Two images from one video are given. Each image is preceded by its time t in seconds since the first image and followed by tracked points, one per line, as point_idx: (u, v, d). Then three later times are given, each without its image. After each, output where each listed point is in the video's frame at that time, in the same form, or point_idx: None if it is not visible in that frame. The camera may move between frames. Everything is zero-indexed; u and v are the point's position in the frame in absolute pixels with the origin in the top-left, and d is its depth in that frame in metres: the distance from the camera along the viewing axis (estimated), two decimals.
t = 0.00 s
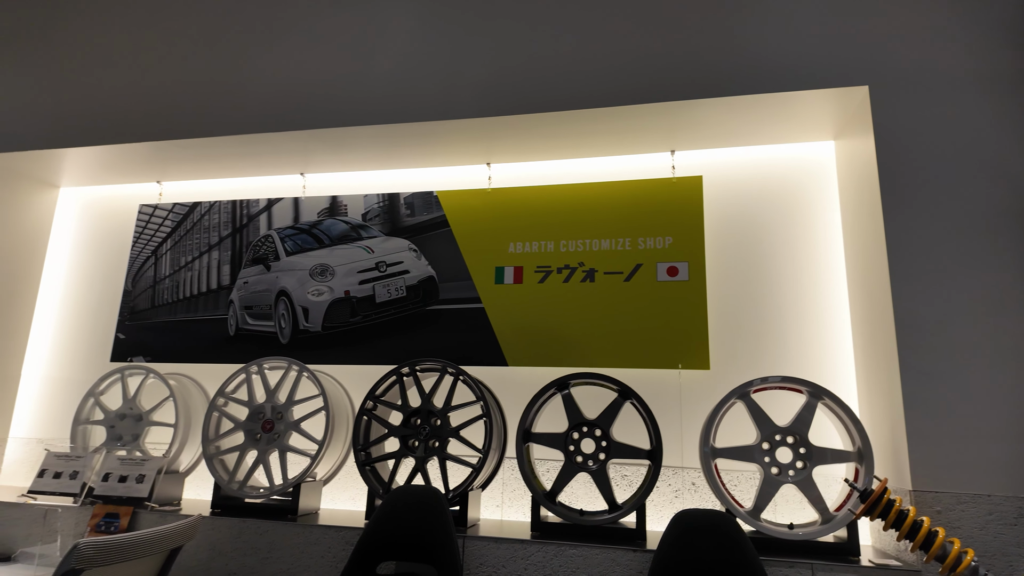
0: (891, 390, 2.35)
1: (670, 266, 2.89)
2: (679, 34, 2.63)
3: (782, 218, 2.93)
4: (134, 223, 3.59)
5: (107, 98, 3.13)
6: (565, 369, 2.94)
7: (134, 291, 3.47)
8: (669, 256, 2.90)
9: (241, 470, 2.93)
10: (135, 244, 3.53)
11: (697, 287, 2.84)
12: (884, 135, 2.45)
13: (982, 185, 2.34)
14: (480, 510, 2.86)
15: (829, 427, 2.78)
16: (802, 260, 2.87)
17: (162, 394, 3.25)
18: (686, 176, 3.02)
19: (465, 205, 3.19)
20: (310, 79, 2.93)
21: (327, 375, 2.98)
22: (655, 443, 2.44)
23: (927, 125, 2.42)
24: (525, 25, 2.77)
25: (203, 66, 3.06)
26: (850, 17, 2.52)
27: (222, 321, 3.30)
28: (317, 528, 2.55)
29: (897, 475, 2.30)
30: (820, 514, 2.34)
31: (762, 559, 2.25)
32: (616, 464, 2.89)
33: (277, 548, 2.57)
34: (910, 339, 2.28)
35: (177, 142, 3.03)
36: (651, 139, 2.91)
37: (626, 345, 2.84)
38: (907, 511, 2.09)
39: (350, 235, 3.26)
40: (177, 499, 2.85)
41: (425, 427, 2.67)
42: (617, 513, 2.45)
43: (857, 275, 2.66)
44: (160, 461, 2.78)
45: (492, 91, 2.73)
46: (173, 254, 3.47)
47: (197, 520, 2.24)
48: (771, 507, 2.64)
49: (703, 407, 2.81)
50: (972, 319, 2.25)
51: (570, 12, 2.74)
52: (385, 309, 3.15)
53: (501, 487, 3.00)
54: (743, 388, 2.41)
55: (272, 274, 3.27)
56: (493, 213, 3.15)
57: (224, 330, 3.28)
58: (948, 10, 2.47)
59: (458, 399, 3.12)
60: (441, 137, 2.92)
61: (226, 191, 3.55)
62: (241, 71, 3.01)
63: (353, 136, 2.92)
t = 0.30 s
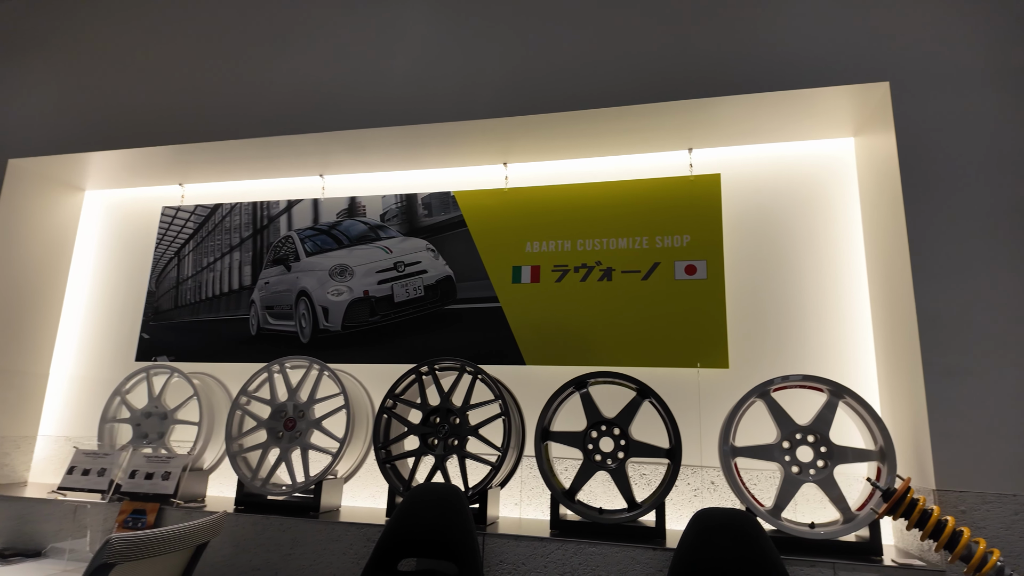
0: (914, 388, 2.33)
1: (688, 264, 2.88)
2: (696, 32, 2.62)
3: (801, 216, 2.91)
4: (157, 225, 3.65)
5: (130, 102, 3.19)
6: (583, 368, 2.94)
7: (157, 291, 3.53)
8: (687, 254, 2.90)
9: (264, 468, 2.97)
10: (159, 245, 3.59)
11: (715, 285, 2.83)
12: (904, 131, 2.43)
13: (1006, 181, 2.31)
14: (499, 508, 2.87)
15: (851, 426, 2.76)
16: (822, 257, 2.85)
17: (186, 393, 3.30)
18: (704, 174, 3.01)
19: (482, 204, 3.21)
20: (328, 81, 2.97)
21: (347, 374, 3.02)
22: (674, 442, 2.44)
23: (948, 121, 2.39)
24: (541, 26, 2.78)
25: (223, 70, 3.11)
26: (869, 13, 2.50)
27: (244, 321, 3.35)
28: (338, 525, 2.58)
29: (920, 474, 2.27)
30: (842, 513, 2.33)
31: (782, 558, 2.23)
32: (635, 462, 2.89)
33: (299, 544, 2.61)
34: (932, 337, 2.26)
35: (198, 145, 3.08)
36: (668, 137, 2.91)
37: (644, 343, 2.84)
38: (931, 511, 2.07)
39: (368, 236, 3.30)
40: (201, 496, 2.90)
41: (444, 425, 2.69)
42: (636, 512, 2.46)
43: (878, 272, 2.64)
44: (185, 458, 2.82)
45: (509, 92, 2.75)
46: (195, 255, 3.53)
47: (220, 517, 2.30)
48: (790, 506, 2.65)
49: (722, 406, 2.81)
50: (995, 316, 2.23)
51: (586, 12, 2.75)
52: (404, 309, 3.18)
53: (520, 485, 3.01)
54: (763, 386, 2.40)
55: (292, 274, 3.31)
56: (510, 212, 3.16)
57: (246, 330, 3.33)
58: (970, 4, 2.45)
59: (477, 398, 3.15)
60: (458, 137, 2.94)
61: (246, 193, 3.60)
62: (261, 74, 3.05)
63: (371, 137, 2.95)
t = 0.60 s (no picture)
0: (939, 387, 2.31)
1: (708, 263, 2.88)
2: (715, 31, 2.62)
3: (822, 214, 2.90)
4: (182, 227, 3.72)
5: (156, 107, 3.25)
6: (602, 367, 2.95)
7: (183, 292, 3.60)
8: (707, 253, 2.89)
9: (288, 466, 3.02)
10: (183, 246, 3.65)
11: (736, 284, 2.82)
12: (928, 128, 2.41)
13: None
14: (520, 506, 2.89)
15: (874, 425, 2.74)
16: (844, 255, 2.83)
17: (211, 392, 3.36)
18: (724, 172, 3.01)
19: (501, 204, 3.23)
20: (349, 84, 3.00)
21: (369, 373, 3.06)
22: (695, 441, 2.44)
23: (973, 117, 2.37)
24: (560, 26, 2.79)
25: (246, 74, 3.16)
26: (891, 9, 2.48)
27: (267, 321, 3.40)
28: (362, 522, 2.62)
29: (946, 474, 2.25)
30: (866, 513, 2.31)
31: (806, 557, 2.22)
32: (655, 462, 2.89)
33: (324, 541, 2.64)
34: (958, 336, 2.24)
35: (222, 148, 3.14)
36: (688, 136, 2.91)
37: (664, 342, 2.84)
38: (958, 511, 2.05)
39: (389, 236, 3.34)
40: (227, 493, 2.94)
41: (465, 423, 2.71)
42: (657, 511, 2.46)
43: (901, 270, 2.62)
44: (212, 456, 2.87)
45: (528, 92, 2.77)
46: (219, 256, 3.59)
47: (250, 514, 2.33)
48: (813, 506, 2.66)
49: (744, 405, 2.80)
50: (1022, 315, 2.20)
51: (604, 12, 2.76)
52: (424, 308, 3.21)
53: (540, 484, 3.02)
54: (785, 385, 2.39)
55: (314, 275, 3.36)
56: (528, 212, 3.17)
57: (269, 330, 3.38)
58: None
59: (497, 397, 3.17)
60: (478, 138, 2.96)
61: (269, 195, 3.65)
62: (283, 78, 3.10)
63: (391, 139, 2.98)
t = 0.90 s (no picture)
0: (968, 386, 2.28)
1: (731, 261, 2.87)
2: (737, 30, 2.62)
3: (846, 211, 2.87)
4: (208, 228, 3.79)
5: (183, 112, 3.32)
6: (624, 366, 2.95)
7: (209, 293, 3.66)
8: (729, 251, 2.88)
9: (313, 464, 3.06)
10: (210, 248, 3.72)
11: (759, 282, 2.81)
12: (955, 124, 2.37)
13: None
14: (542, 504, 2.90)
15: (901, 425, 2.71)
16: (869, 253, 2.80)
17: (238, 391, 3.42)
18: (746, 170, 2.99)
19: (521, 204, 3.24)
20: (371, 87, 3.04)
21: (393, 372, 3.09)
22: (719, 440, 2.43)
23: (1002, 112, 2.33)
24: (580, 26, 2.81)
25: (270, 78, 3.21)
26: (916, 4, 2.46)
27: (292, 321, 3.45)
28: (387, 519, 2.65)
29: (975, 474, 2.22)
30: (893, 513, 2.29)
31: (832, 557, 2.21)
32: (678, 461, 2.89)
33: (350, 537, 2.68)
34: (987, 334, 2.21)
35: (248, 152, 3.19)
36: (709, 134, 2.90)
37: (686, 341, 2.84)
38: (988, 512, 2.03)
39: (410, 237, 3.37)
40: (254, 490, 3.00)
41: (487, 422, 2.73)
42: (681, 510, 2.46)
43: (928, 267, 2.59)
44: (239, 454, 2.93)
45: (549, 93, 2.78)
46: (244, 257, 3.64)
47: (279, 510, 2.37)
48: (838, 505, 2.64)
49: (767, 404, 2.79)
50: None
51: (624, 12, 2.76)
52: (445, 308, 3.24)
53: (562, 482, 3.03)
54: (810, 384, 2.38)
55: (337, 275, 3.41)
56: (548, 212, 3.18)
57: (293, 330, 3.43)
58: None
59: (518, 396, 3.18)
60: (498, 139, 2.98)
61: (292, 197, 3.71)
62: (306, 82, 3.15)
63: (413, 141, 3.02)
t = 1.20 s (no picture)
0: (999, 385, 2.25)
1: (754, 259, 2.85)
2: (759, 26, 2.61)
3: (872, 208, 2.84)
4: (233, 230, 3.86)
5: (209, 116, 3.38)
6: (646, 365, 2.95)
7: (235, 293, 3.73)
8: (753, 249, 2.86)
9: (338, 462, 3.10)
10: (236, 249, 3.79)
11: (783, 280, 2.79)
12: (985, 118, 2.33)
13: None
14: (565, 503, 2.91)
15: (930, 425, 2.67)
16: (896, 250, 2.77)
17: (264, 390, 3.48)
18: (769, 167, 2.97)
19: (542, 203, 3.24)
20: (393, 89, 3.07)
21: (416, 372, 3.12)
22: (744, 440, 2.42)
23: None
24: (601, 25, 2.81)
25: (293, 82, 3.26)
26: None
27: (316, 321, 3.51)
28: (412, 516, 2.68)
29: (1008, 474, 2.18)
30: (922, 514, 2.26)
31: (860, 558, 2.18)
32: (701, 460, 2.88)
33: (375, 534, 2.72)
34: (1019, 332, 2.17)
35: (272, 155, 3.24)
36: (731, 131, 2.88)
37: (710, 340, 2.83)
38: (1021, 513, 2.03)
39: (431, 237, 3.40)
40: (281, 488, 3.04)
41: (510, 421, 2.75)
42: (705, 509, 2.46)
43: (957, 265, 2.55)
44: (266, 452, 2.98)
45: (570, 93, 2.79)
46: (269, 259, 3.70)
47: (304, 510, 2.42)
48: (865, 506, 2.61)
49: (792, 403, 2.77)
50: None
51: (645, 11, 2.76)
52: (467, 307, 3.27)
53: (585, 481, 3.04)
54: (836, 383, 2.36)
55: (360, 275, 3.46)
56: (569, 211, 3.18)
57: (318, 330, 3.48)
58: None
59: (541, 395, 3.20)
60: (519, 139, 3.00)
61: (316, 199, 3.76)
62: (329, 85, 3.19)
63: (434, 142, 3.04)
